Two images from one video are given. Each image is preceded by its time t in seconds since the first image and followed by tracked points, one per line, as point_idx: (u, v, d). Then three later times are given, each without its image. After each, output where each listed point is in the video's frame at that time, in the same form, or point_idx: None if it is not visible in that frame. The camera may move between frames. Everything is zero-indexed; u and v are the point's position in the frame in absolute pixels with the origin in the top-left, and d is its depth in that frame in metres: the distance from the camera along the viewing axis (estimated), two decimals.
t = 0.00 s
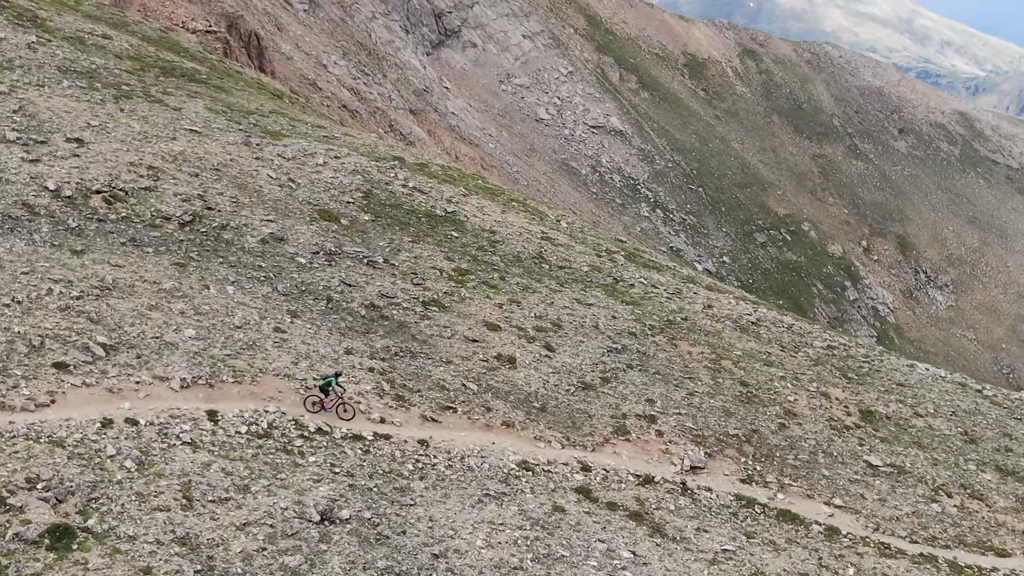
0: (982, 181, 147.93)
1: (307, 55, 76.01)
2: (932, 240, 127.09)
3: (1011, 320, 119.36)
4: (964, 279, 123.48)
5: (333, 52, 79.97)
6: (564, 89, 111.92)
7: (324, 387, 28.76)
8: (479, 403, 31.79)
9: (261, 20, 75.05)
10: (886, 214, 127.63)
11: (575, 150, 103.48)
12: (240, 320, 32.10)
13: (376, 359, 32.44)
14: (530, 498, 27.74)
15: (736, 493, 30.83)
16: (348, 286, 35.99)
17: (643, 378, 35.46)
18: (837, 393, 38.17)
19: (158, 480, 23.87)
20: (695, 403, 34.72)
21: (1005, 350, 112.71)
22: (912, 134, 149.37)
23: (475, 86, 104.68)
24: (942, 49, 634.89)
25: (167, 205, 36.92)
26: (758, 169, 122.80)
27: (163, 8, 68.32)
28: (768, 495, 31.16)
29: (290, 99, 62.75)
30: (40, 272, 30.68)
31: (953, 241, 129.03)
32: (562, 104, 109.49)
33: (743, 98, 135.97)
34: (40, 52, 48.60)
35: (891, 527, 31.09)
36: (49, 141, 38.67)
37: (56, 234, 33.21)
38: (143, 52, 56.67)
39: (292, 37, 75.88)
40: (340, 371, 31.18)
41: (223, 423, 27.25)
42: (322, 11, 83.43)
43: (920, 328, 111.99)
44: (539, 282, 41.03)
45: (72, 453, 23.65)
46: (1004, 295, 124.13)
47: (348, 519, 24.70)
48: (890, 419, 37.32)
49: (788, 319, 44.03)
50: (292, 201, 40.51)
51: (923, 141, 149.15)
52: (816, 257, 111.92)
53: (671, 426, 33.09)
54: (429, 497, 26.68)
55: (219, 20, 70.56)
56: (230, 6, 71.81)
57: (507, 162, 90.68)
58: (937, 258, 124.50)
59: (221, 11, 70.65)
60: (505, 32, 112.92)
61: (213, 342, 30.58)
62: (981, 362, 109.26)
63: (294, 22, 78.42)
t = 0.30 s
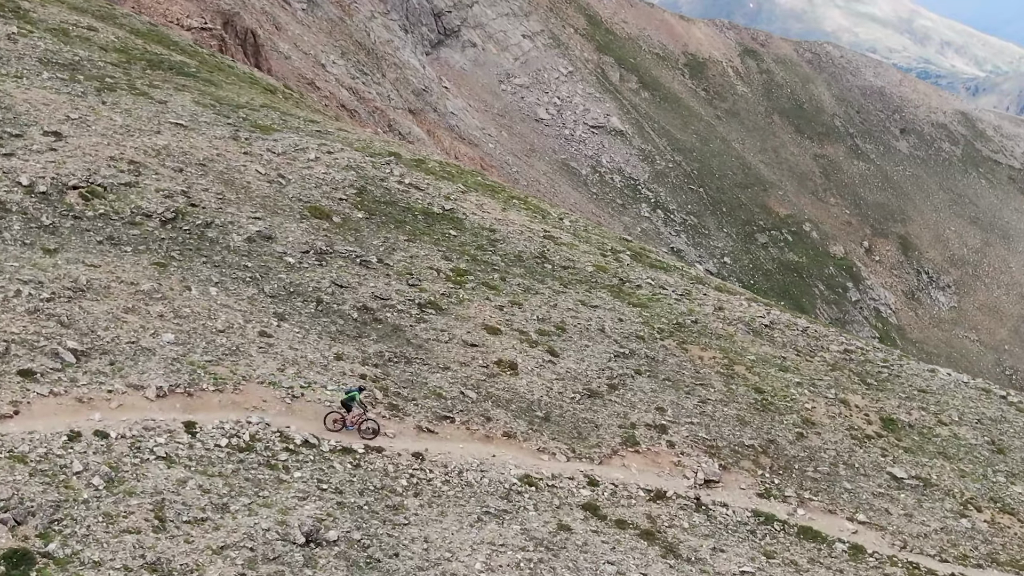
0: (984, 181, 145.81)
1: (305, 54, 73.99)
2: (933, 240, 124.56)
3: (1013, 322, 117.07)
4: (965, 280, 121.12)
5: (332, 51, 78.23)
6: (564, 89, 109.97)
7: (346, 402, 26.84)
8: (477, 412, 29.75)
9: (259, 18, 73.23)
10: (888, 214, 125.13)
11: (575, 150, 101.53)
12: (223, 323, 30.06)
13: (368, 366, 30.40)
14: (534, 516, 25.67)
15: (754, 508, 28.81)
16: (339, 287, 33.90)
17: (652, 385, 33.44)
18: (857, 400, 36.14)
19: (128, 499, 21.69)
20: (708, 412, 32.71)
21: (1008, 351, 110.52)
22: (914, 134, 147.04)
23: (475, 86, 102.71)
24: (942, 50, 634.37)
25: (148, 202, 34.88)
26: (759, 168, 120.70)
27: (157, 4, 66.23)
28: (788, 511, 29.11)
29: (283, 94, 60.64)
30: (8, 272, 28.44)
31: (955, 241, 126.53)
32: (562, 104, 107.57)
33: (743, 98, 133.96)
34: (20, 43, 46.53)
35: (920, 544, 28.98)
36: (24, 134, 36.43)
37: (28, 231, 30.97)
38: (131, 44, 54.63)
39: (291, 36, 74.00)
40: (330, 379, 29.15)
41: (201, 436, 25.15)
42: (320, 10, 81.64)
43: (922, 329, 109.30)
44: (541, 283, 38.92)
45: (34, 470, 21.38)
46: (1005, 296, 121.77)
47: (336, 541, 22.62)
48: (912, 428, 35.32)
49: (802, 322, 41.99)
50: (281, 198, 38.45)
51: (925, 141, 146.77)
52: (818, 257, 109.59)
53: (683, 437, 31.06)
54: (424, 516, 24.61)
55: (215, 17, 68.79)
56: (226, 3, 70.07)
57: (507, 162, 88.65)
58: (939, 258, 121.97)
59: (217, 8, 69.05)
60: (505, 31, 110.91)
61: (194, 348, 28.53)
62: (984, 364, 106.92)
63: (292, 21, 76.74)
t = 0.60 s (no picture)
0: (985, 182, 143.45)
1: (304, 53, 71.98)
2: (935, 241, 122.10)
3: (1016, 322, 114.81)
4: (967, 281, 118.76)
5: (330, 50, 76.23)
6: (563, 88, 107.96)
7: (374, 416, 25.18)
8: (476, 420, 27.74)
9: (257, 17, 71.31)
10: (888, 215, 122.72)
11: (575, 150, 99.60)
12: (204, 324, 28.02)
13: (359, 371, 28.37)
14: (538, 534, 23.65)
15: (773, 523, 26.83)
16: (330, 287, 31.83)
17: (662, 391, 31.45)
18: (878, 406, 34.15)
19: (94, 518, 19.62)
20: (723, 419, 30.72)
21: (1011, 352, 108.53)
22: (915, 134, 144.55)
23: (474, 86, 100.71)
24: (941, 51, 633.58)
25: (128, 196, 32.87)
26: (758, 168, 118.52)
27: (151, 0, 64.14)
28: (810, 525, 27.14)
29: (276, 88, 58.53)
30: None
31: (956, 242, 124.13)
32: (563, 105, 105.61)
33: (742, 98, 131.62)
34: None
35: (951, 561, 26.96)
36: None
37: None
38: (117, 35, 52.61)
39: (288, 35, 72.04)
40: (318, 384, 27.11)
41: (177, 448, 23.09)
42: (319, 9, 79.70)
43: (924, 329, 107.23)
44: (544, 282, 36.88)
45: None
46: (1008, 296, 119.39)
47: (322, 563, 20.58)
48: (937, 435, 33.36)
49: (817, 323, 40.01)
50: (270, 192, 36.43)
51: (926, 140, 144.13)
52: (820, 258, 107.66)
53: (696, 446, 29.06)
54: (419, 534, 22.59)
55: (211, 13, 66.76)
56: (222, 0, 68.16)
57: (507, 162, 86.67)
58: (940, 259, 119.55)
59: (213, 4, 66.97)
60: (504, 31, 108.78)
61: (171, 351, 26.50)
62: (987, 365, 104.87)
63: (291, 20, 74.83)
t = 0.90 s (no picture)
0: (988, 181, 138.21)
1: (302, 52, 69.54)
2: (936, 241, 118.29)
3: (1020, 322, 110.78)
4: (969, 282, 114.98)
5: (329, 49, 73.69)
6: (564, 88, 105.66)
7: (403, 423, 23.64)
8: (476, 424, 25.84)
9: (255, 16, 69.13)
10: (889, 215, 119.15)
11: (575, 150, 97.73)
12: (184, 322, 26.14)
13: (351, 371, 26.44)
14: (542, 549, 21.74)
15: (795, 535, 24.99)
16: (320, 282, 29.91)
17: (674, 393, 29.60)
18: (901, 408, 32.32)
19: (56, 533, 17.66)
20: (738, 423, 28.86)
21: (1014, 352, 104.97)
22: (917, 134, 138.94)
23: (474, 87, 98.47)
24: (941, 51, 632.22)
25: (107, 186, 31.01)
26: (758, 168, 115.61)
27: None
28: (834, 537, 25.30)
29: (269, 79, 56.49)
30: None
31: (959, 241, 120.29)
32: (562, 105, 103.06)
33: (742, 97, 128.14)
34: None
35: None
36: None
37: None
38: (103, 24, 50.70)
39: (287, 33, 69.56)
40: (305, 386, 25.23)
41: (151, 456, 21.20)
42: (318, 7, 76.81)
43: (926, 330, 104.12)
44: (547, 278, 34.96)
45: None
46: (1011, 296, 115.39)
47: None
48: (964, 440, 31.50)
49: (833, 322, 38.14)
50: (258, 184, 34.58)
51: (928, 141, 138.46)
52: (822, 258, 105.45)
53: (710, 452, 27.20)
54: (413, 550, 20.73)
55: (206, 9, 65.15)
56: None
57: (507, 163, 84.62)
58: (942, 259, 115.72)
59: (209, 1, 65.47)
60: (504, 30, 106.40)
61: (148, 350, 24.63)
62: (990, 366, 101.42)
63: (289, 19, 72.31)
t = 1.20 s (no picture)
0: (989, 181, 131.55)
1: (301, 50, 65.95)
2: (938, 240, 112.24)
3: None
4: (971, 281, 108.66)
5: (326, 47, 69.00)
6: (564, 86, 99.16)
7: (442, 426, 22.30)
8: (477, 422, 24.17)
9: (252, 14, 65.32)
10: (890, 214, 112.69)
11: (575, 150, 91.62)
12: (165, 314, 24.47)
13: (343, 367, 24.75)
14: (548, 559, 20.06)
15: (818, 542, 23.35)
16: (312, 273, 28.26)
17: (686, 389, 28.01)
18: (923, 407, 30.74)
19: (17, 541, 15.99)
20: (755, 422, 27.25)
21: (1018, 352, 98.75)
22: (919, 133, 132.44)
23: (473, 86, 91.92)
24: (941, 51, 630.75)
25: (87, 171, 29.36)
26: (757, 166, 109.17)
27: None
28: (860, 543, 23.68)
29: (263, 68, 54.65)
30: None
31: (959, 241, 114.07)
32: (562, 104, 96.47)
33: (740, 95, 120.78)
34: None
35: None
36: None
37: None
38: (90, 10, 48.86)
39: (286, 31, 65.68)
40: (294, 382, 23.58)
41: (125, 457, 19.58)
42: (317, 5, 71.56)
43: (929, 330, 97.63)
44: (551, 270, 33.31)
45: None
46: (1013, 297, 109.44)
47: None
48: (992, 440, 29.84)
49: (850, 317, 36.56)
50: (247, 171, 32.93)
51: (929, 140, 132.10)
52: (823, 257, 99.39)
53: (726, 453, 25.57)
54: (409, 558, 19.11)
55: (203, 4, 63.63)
56: None
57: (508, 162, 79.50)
58: (943, 258, 109.69)
59: None
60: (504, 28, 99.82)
61: (126, 343, 23.01)
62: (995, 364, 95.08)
63: (287, 16, 68.21)
